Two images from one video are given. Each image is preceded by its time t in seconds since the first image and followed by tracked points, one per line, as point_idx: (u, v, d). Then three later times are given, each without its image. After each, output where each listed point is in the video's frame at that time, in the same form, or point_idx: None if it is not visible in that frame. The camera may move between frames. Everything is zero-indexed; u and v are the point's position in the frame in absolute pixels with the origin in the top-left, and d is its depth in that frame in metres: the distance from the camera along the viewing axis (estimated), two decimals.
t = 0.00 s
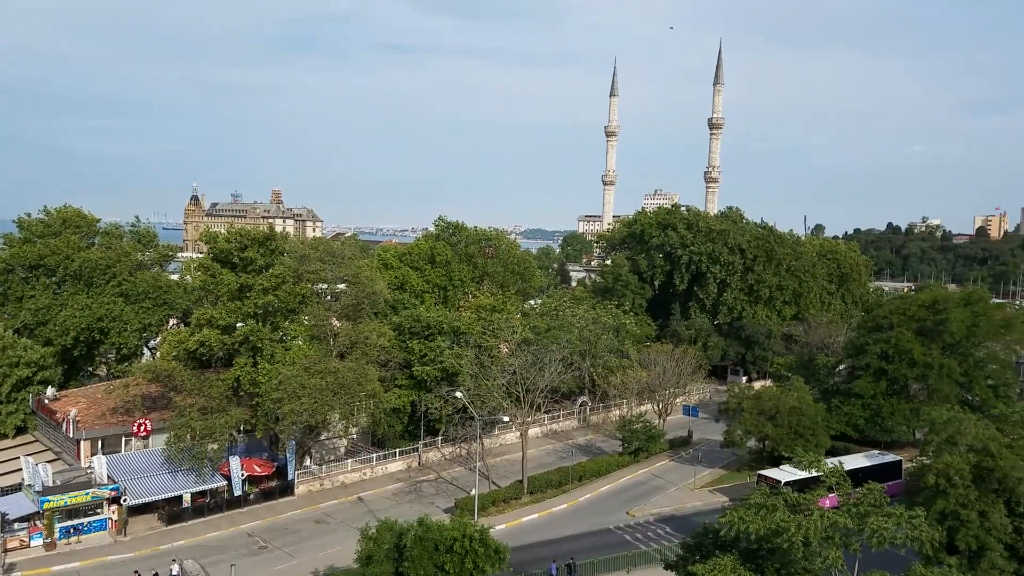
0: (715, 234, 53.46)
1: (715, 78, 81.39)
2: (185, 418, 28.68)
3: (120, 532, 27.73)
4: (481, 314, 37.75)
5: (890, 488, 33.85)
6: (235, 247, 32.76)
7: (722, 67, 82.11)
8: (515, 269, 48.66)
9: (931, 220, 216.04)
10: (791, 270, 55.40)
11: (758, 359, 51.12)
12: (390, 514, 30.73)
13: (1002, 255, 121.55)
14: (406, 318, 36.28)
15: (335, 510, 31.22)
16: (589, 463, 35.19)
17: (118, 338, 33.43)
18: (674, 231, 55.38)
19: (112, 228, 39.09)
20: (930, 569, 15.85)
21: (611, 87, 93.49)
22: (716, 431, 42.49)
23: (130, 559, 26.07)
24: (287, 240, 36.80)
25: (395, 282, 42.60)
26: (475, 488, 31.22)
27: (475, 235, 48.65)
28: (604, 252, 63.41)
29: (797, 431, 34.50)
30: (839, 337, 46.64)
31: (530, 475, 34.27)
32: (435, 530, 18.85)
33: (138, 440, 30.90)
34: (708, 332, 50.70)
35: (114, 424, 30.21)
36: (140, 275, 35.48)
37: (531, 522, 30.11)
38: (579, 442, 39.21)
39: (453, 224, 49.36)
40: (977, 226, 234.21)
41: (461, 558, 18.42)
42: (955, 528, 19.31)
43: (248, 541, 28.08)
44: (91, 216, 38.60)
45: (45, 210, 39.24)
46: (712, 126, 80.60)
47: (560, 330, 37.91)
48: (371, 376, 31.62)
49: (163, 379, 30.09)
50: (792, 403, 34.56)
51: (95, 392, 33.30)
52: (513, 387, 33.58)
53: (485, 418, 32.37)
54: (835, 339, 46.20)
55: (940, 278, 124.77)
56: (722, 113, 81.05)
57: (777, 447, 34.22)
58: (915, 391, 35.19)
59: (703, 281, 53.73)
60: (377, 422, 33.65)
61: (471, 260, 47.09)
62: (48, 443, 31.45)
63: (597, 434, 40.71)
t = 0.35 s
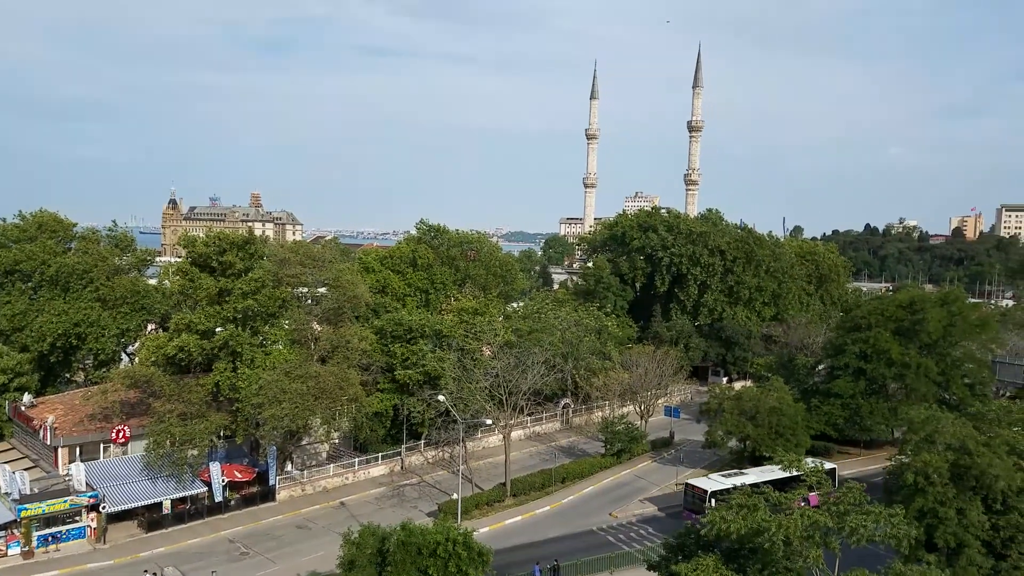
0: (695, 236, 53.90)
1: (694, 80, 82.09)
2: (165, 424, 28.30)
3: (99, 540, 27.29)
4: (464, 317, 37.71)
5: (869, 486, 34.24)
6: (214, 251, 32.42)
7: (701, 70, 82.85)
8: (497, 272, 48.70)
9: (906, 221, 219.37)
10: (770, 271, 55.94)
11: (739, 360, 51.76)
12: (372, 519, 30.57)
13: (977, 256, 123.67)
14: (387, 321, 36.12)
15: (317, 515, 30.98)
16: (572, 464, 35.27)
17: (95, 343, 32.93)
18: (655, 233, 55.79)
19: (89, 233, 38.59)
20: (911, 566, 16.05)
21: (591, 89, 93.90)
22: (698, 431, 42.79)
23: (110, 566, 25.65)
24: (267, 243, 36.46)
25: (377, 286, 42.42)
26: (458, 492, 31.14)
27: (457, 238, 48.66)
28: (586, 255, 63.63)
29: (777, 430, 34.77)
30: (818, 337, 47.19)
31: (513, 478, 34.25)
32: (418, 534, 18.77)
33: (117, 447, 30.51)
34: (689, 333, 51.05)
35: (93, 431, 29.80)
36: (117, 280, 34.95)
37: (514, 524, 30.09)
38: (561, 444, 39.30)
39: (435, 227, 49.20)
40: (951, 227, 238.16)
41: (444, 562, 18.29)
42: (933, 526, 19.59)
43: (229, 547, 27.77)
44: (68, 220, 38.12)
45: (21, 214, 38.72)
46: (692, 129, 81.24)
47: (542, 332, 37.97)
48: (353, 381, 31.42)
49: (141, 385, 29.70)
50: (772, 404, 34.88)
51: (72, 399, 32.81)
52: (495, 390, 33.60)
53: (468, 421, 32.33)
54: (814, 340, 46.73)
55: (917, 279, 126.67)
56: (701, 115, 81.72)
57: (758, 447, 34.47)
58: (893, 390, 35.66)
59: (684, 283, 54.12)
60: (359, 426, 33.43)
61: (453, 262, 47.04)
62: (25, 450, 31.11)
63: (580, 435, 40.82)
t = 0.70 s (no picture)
0: (683, 234, 54.11)
1: (682, 79, 82.39)
2: (152, 424, 28.08)
3: (86, 540, 27.06)
4: (452, 316, 37.68)
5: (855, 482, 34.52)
6: (200, 250, 32.19)
7: (688, 69, 83.17)
8: (485, 271, 48.70)
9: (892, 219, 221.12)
10: (757, 270, 56.24)
11: (726, 358, 52.05)
12: (361, 518, 30.48)
13: (963, 254, 124.81)
14: (375, 320, 36.04)
15: (305, 515, 30.85)
16: (561, 463, 35.35)
17: (81, 343, 32.65)
18: (643, 232, 55.98)
19: (75, 232, 38.25)
20: (897, 562, 16.16)
21: (579, 88, 93.98)
22: (685, 429, 42.99)
23: (97, 567, 25.44)
24: (253, 242, 36.25)
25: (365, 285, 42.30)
26: (447, 490, 31.11)
27: (445, 237, 48.61)
28: (574, 253, 63.73)
29: (765, 428, 34.98)
30: (804, 335, 47.54)
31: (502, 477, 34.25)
32: (407, 533, 18.73)
33: (104, 447, 30.27)
34: (677, 331, 51.27)
35: (80, 431, 29.54)
36: (104, 279, 34.65)
37: (503, 522, 30.11)
38: (550, 442, 39.38)
39: (423, 225, 49.09)
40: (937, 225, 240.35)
41: (434, 560, 18.29)
42: (920, 522, 19.75)
43: (217, 547, 27.59)
44: (53, 220, 37.82)
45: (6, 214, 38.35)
46: (679, 128, 81.54)
47: (531, 331, 37.97)
48: (341, 380, 31.32)
49: (128, 385, 29.45)
50: (759, 401, 35.06)
51: (58, 400, 32.52)
52: (484, 388, 33.62)
53: (457, 420, 32.32)
54: (800, 338, 47.11)
55: (902, 277, 127.70)
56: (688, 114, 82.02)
57: (746, 445, 34.64)
58: (880, 388, 35.94)
59: (672, 281, 54.32)
60: (347, 425, 33.34)
61: (441, 261, 46.99)
62: (11, 451, 30.75)
63: (568, 434, 40.91)
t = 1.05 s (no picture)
0: (672, 233, 54.31)
1: (670, 79, 82.69)
2: (140, 426, 27.85)
3: (74, 545, 26.77)
4: (442, 316, 37.63)
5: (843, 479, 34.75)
6: (188, 251, 31.97)
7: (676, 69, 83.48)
8: (475, 271, 48.67)
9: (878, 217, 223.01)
10: (746, 268, 56.52)
11: (715, 356, 52.31)
12: (351, 520, 30.37)
13: (949, 251, 125.94)
14: (365, 321, 35.93)
15: (295, 517, 30.70)
16: (552, 462, 35.41)
17: (67, 346, 32.31)
18: (632, 231, 56.16)
19: (61, 233, 37.89)
20: (886, 559, 16.28)
21: (568, 88, 94.08)
22: (675, 427, 43.16)
23: (85, 571, 25.20)
24: (241, 243, 36.02)
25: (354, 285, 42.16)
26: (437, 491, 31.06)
27: (435, 237, 48.53)
28: (563, 252, 63.81)
29: (754, 425, 35.19)
30: (792, 333, 47.88)
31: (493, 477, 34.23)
32: (398, 534, 18.69)
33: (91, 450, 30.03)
34: (666, 330, 51.45)
35: (67, 434, 29.30)
36: (91, 281, 34.34)
37: (494, 522, 30.09)
38: (540, 442, 39.43)
39: (412, 225, 48.95)
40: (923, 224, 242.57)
41: (425, 561, 18.28)
42: (908, 518, 19.92)
43: (206, 550, 27.40)
44: (39, 221, 37.49)
45: None
46: (668, 127, 81.79)
47: (521, 331, 37.94)
48: (330, 381, 31.18)
49: (115, 388, 29.17)
50: (748, 399, 35.24)
51: (45, 403, 32.21)
52: (475, 388, 33.61)
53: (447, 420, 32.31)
54: (788, 336, 47.51)
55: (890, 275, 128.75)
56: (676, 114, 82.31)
57: (735, 442, 34.84)
58: (868, 385, 36.21)
59: (661, 280, 54.51)
60: (337, 426, 33.22)
61: (431, 261, 46.90)
62: None
63: (559, 433, 40.98)
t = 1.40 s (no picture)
0: (657, 233, 54.66)
1: (655, 79, 83.15)
2: (123, 429, 27.57)
3: (57, 549, 26.46)
4: (428, 317, 37.59)
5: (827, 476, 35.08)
6: (172, 252, 31.71)
7: (660, 69, 83.99)
8: (461, 271, 48.65)
9: (860, 217, 225.44)
10: (730, 268, 56.93)
11: (701, 355, 52.66)
12: (337, 521, 30.25)
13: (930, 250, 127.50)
14: (351, 322, 35.84)
15: (281, 519, 30.51)
16: (539, 461, 35.49)
17: (50, 348, 32.07)
18: (618, 231, 56.52)
19: (42, 234, 37.45)
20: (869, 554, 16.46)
21: (553, 88, 94.30)
22: (662, 426, 43.39)
23: None
24: (225, 244, 35.75)
25: (340, 286, 41.99)
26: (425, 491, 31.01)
27: (422, 237, 48.44)
28: (550, 252, 63.91)
29: (739, 423, 35.48)
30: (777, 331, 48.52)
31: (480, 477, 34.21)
32: (385, 535, 18.66)
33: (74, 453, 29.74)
34: (652, 329, 51.72)
35: (49, 438, 29.01)
36: (73, 282, 33.91)
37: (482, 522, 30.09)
38: (528, 441, 39.48)
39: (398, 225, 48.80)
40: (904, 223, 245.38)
41: (412, 562, 18.26)
42: (891, 514, 20.16)
43: (192, 553, 27.17)
44: (20, 223, 37.01)
45: None
46: (652, 128, 82.20)
47: (508, 331, 37.96)
48: (316, 383, 31.02)
49: (98, 391, 28.85)
50: (733, 397, 35.49)
51: (26, 407, 31.82)
52: (462, 388, 33.65)
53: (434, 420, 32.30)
54: (773, 333, 48.22)
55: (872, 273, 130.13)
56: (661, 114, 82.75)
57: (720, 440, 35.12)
58: (851, 382, 36.58)
59: (647, 280, 54.80)
60: (323, 428, 33.09)
61: (418, 261, 46.82)
62: None
63: (546, 433, 41.05)
